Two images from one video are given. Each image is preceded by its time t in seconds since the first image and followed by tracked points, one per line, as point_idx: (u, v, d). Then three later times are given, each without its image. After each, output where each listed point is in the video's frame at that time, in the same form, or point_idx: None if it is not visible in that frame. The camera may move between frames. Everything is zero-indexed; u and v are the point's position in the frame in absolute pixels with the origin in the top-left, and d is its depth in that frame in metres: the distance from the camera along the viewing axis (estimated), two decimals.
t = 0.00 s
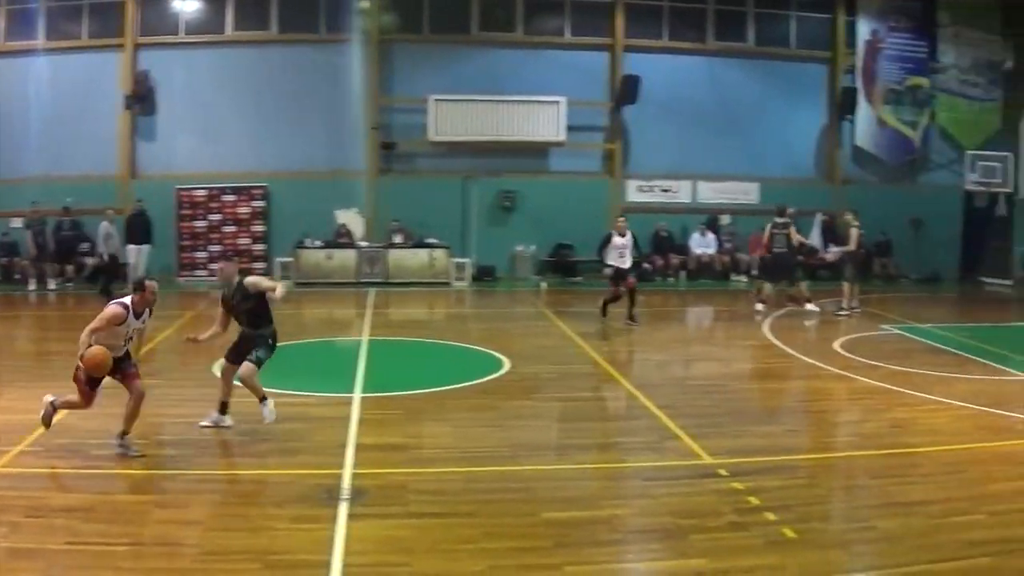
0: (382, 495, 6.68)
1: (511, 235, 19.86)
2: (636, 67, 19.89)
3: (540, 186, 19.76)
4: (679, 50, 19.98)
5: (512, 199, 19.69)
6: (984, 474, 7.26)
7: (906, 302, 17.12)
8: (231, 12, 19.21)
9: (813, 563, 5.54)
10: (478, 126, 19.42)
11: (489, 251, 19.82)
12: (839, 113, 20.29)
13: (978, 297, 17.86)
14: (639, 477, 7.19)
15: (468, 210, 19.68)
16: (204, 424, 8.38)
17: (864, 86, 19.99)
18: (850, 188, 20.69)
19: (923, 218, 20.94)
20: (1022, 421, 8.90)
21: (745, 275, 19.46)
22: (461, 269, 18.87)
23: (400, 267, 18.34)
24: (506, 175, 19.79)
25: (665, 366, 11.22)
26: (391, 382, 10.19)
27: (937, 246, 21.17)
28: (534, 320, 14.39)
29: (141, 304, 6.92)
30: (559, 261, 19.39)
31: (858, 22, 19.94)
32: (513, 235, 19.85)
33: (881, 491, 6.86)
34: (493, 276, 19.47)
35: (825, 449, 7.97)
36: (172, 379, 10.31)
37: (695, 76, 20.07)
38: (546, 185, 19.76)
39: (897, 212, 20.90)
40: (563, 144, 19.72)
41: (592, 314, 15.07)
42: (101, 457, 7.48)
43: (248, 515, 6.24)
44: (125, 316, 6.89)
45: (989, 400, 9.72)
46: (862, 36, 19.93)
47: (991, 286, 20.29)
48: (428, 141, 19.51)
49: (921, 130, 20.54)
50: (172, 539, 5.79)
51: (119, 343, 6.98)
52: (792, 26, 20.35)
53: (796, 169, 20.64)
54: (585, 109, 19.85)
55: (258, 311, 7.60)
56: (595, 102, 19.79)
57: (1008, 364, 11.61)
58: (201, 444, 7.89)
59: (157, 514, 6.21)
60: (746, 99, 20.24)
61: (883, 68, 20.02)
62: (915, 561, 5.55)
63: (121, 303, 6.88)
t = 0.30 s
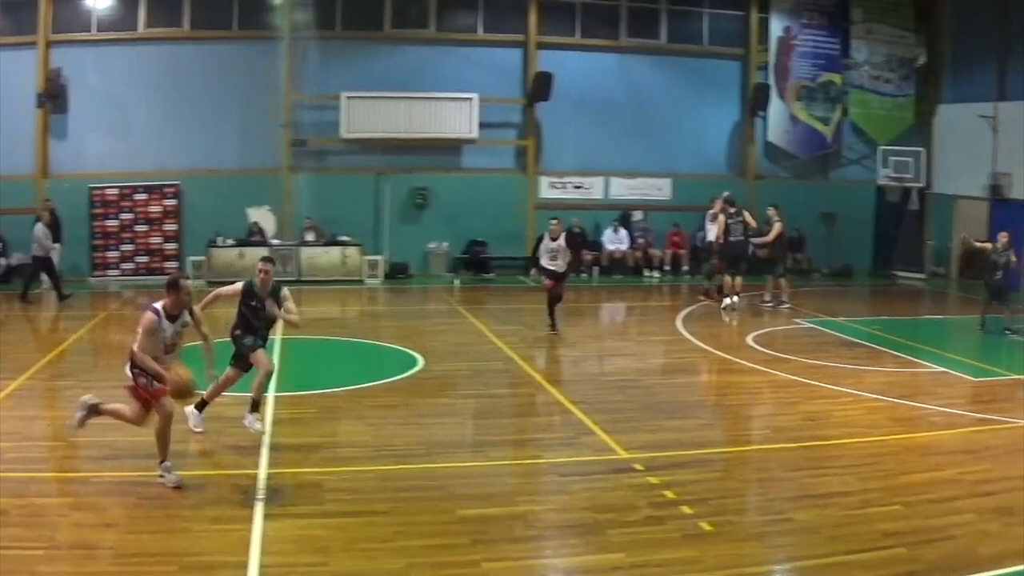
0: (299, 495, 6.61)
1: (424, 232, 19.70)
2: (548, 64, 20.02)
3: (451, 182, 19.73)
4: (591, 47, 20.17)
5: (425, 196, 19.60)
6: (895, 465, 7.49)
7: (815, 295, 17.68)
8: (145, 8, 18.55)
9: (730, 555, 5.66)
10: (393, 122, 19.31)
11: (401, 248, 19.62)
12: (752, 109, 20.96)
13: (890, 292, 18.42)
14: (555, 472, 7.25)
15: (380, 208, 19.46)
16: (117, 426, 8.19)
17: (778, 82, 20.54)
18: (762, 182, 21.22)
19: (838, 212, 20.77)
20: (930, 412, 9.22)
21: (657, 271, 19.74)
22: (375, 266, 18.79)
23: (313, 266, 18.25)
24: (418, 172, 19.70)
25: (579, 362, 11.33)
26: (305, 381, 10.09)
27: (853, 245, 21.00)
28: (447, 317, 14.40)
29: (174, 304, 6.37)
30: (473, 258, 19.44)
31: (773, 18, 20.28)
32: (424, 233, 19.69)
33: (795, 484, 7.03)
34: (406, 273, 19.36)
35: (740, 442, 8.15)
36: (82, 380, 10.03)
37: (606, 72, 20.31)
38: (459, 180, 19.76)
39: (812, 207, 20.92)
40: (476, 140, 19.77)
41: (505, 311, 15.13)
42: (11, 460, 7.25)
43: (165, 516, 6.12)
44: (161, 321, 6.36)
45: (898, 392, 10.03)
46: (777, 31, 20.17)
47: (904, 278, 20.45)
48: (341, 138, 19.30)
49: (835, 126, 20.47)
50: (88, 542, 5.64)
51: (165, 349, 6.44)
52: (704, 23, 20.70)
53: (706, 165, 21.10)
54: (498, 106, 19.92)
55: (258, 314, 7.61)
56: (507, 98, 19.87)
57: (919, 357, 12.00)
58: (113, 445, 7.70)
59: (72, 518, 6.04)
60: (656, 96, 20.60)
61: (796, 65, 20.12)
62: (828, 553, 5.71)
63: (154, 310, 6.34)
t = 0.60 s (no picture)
0: (219, 495, 6.52)
1: (341, 230, 19.55)
2: (465, 61, 19.98)
3: (367, 179, 19.52)
4: (509, 44, 20.15)
5: (343, 193, 19.41)
6: (813, 458, 7.70)
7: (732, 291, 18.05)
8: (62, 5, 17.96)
9: (651, 549, 5.76)
10: (311, 119, 19.03)
11: (320, 243, 19.51)
12: (670, 107, 20.83)
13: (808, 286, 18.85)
14: (474, 469, 7.27)
15: (297, 207, 19.27)
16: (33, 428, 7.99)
17: (694, 79, 20.82)
18: (679, 179, 21.18)
19: (753, 207, 21.62)
20: (846, 405, 9.48)
21: (576, 267, 19.93)
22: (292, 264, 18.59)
23: (230, 264, 17.84)
24: (335, 168, 19.46)
25: (499, 359, 11.38)
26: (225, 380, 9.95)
27: (767, 238, 21.87)
28: (366, 315, 14.32)
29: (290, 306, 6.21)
30: (389, 255, 19.28)
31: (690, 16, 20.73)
32: (342, 230, 19.55)
33: (715, 478, 7.18)
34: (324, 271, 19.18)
35: (661, 437, 8.28)
36: None
37: (523, 69, 20.31)
38: (376, 177, 19.57)
39: (729, 202, 21.51)
40: (394, 137, 19.60)
41: (423, 309, 15.12)
42: None
43: (84, 519, 5.99)
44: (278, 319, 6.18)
45: (815, 386, 10.30)
46: (693, 29, 20.77)
47: (821, 272, 21.28)
48: (257, 135, 18.99)
49: (751, 122, 21.35)
50: (7, 547, 5.51)
51: (273, 351, 6.30)
52: (622, 20, 20.78)
53: (627, 163, 21.13)
54: (415, 103, 19.79)
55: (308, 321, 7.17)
56: (424, 95, 19.74)
57: (837, 350, 12.33)
58: (29, 447, 7.51)
59: None
60: (574, 94, 20.62)
61: (713, 61, 20.90)
62: (748, 546, 5.84)
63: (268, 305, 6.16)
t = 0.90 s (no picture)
0: (147, 497, 6.42)
1: (269, 229, 19.32)
2: (392, 59, 19.90)
3: (296, 178, 19.34)
4: (436, 41, 20.13)
5: (270, 192, 19.18)
6: (742, 453, 7.87)
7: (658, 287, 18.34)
8: None
9: (581, 546, 5.83)
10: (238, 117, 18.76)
11: (244, 242, 19.17)
12: (596, 104, 21.13)
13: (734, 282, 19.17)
14: (404, 468, 7.28)
15: (224, 206, 18.98)
16: None
17: (621, 77, 20.96)
18: (607, 176, 21.42)
19: (681, 206, 21.93)
20: (773, 400, 9.71)
21: (502, 265, 20.01)
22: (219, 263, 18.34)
23: (156, 264, 17.62)
24: (262, 167, 19.23)
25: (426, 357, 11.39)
26: (150, 381, 9.78)
27: (694, 235, 22.16)
28: (292, 314, 14.19)
29: (410, 288, 6.69)
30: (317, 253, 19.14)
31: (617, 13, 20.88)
32: (270, 229, 19.31)
33: (644, 473, 7.30)
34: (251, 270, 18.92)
35: (588, 433, 8.39)
36: None
37: (451, 66, 20.31)
38: (303, 176, 19.38)
39: (658, 200, 21.83)
40: (321, 135, 19.45)
41: (350, 307, 15.02)
42: None
43: (8, 523, 5.86)
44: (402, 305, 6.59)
45: (742, 381, 10.52)
46: (621, 27, 20.88)
47: (748, 269, 21.58)
48: (184, 134, 18.69)
49: (678, 120, 21.59)
50: None
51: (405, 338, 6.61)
52: (550, 18, 20.90)
53: (553, 159, 21.30)
54: (342, 101, 19.65)
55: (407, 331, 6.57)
56: (351, 93, 19.62)
57: (765, 346, 12.60)
58: None
59: None
60: (502, 93, 20.70)
61: (641, 59, 21.02)
62: (681, 540, 5.95)
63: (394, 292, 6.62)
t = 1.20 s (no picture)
0: (80, 499, 6.31)
1: (200, 228, 19.02)
2: (322, 57, 19.75)
3: (227, 177, 19.07)
4: (368, 39, 20.02)
5: (200, 190, 18.89)
6: (674, 448, 8.02)
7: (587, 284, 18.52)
8: None
9: (516, 543, 5.89)
10: (169, 115, 18.53)
11: (174, 241, 18.87)
12: (527, 102, 21.24)
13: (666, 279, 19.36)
14: (336, 467, 7.26)
15: (154, 205, 18.63)
16: None
17: (553, 75, 21.08)
18: (537, 173, 21.53)
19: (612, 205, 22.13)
20: (705, 396, 9.89)
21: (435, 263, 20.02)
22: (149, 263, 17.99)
23: (87, 264, 17.20)
24: (192, 166, 18.94)
25: (357, 355, 11.36)
26: (78, 382, 9.59)
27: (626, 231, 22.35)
28: (222, 314, 14.02)
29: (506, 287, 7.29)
30: (247, 253, 18.89)
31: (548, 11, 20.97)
32: (200, 228, 19.01)
33: (577, 470, 7.39)
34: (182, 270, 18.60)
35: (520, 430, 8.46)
36: None
37: (382, 64, 20.21)
38: (233, 175, 19.12)
39: (590, 198, 21.97)
40: (252, 133, 19.23)
41: (281, 306, 14.87)
42: None
43: None
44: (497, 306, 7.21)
45: (674, 377, 10.70)
46: (552, 25, 20.97)
47: (679, 265, 21.84)
48: (114, 133, 18.38)
49: (610, 117, 21.76)
50: None
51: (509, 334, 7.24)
52: (481, 16, 20.94)
53: (484, 157, 21.29)
54: (272, 99, 19.46)
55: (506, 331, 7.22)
56: (282, 91, 19.44)
57: (698, 342, 12.80)
58: None
59: None
60: (434, 91, 20.67)
61: (572, 56, 21.11)
62: (613, 537, 6.04)
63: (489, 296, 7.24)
